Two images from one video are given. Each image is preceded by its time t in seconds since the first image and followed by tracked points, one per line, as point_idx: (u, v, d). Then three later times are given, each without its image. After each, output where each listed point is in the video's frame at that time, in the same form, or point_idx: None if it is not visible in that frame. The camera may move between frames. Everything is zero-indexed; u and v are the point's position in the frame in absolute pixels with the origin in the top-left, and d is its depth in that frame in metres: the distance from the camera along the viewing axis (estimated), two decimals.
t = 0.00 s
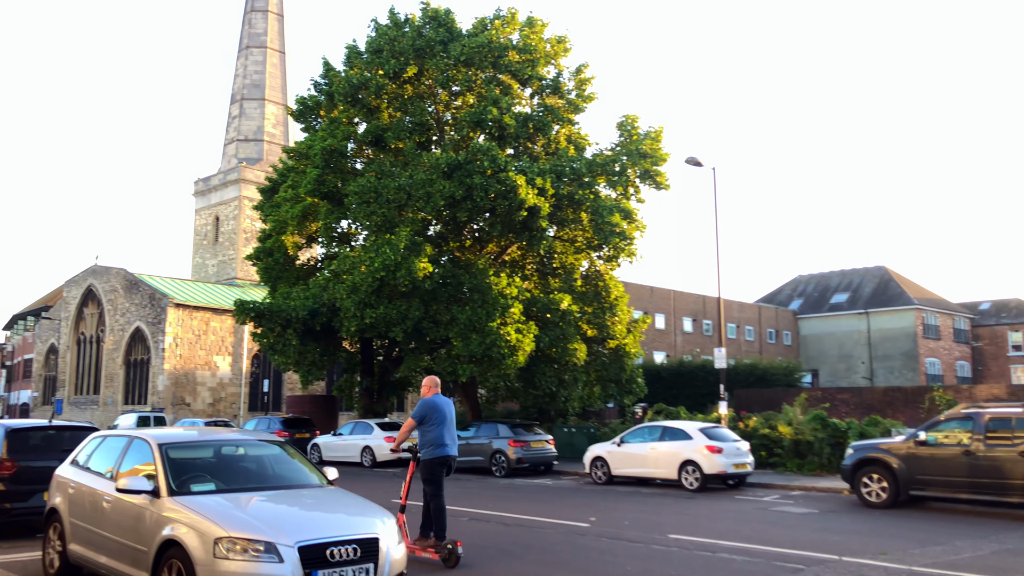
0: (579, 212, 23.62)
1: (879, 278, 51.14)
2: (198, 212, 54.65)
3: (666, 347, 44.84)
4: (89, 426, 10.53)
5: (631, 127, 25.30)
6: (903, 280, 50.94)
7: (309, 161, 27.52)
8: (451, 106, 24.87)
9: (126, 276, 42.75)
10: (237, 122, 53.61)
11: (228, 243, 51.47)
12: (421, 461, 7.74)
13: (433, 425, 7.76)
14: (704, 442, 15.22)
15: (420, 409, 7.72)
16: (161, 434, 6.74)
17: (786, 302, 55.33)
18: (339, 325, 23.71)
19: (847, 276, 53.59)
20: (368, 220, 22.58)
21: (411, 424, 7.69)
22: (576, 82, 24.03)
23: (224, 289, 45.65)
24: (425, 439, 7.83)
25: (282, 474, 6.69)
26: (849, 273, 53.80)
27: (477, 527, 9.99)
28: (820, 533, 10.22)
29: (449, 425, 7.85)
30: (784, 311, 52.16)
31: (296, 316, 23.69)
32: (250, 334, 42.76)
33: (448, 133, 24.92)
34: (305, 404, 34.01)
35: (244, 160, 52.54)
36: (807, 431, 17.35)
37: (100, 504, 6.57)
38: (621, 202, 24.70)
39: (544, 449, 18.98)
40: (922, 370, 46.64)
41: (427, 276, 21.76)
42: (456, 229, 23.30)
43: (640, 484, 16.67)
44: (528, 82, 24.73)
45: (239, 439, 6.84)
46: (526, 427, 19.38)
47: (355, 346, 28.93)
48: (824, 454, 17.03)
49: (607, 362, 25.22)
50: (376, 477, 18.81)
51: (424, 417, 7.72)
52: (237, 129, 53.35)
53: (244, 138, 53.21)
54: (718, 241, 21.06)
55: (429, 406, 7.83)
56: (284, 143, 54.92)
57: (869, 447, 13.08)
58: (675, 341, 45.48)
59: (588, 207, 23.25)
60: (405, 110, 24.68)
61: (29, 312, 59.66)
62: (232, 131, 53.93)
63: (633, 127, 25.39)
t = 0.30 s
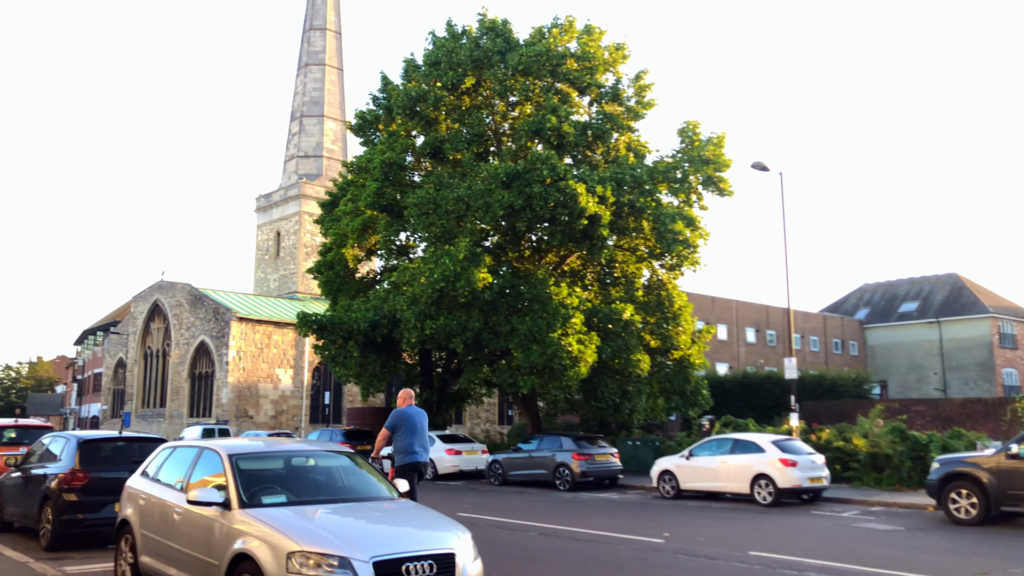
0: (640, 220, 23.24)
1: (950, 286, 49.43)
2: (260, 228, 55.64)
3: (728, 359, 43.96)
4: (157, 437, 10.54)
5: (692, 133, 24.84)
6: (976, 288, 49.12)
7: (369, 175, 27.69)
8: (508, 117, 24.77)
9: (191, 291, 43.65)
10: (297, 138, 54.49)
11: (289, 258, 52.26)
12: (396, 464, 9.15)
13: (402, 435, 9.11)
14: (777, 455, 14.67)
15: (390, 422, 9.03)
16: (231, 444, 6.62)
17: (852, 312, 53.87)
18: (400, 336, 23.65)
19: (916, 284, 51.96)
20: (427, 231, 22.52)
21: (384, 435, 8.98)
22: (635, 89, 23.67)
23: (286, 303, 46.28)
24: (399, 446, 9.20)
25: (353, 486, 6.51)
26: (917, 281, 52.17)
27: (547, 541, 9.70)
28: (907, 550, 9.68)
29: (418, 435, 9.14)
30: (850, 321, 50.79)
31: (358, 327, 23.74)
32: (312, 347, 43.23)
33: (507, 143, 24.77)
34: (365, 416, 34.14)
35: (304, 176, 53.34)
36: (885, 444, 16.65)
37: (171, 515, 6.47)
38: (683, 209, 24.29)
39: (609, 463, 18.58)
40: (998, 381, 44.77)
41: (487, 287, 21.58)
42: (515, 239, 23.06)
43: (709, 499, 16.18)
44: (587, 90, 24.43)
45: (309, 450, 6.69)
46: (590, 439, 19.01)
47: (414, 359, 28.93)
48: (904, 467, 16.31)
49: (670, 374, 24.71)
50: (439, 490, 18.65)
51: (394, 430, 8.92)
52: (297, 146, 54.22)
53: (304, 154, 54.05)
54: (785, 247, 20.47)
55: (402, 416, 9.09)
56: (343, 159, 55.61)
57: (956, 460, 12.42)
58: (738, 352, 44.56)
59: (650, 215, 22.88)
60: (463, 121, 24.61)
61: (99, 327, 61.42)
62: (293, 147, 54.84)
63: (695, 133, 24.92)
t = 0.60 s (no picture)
0: (692, 226, 22.83)
1: (1012, 292, 47.91)
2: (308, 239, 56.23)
3: (780, 367, 43.09)
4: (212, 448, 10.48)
5: (744, 137, 24.40)
6: None
7: (416, 185, 27.69)
8: (555, 124, 24.52)
9: (241, 302, 44.19)
10: (343, 150, 55.02)
11: (336, 268, 52.67)
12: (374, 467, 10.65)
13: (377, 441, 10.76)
14: (842, 466, 14.14)
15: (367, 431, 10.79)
16: (288, 454, 6.47)
17: (908, 319, 52.53)
18: (449, 345, 23.49)
19: (975, 290, 50.47)
20: (475, 239, 22.35)
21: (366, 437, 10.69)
22: (685, 92, 23.27)
23: (334, 313, 46.58)
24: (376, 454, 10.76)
25: (413, 498, 6.30)
26: (977, 286, 50.66)
27: (608, 556, 9.40)
28: (989, 568, 9.16)
29: (401, 439, 10.63)
30: (906, 328, 49.49)
31: (407, 336, 23.66)
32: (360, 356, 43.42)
33: (554, 150, 24.51)
34: (414, 426, 34.10)
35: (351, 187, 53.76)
36: (954, 455, 15.98)
37: (230, 527, 6.33)
38: (736, 214, 23.83)
39: (663, 474, 18.17)
40: None
41: (536, 294, 21.32)
42: (564, 247, 22.76)
43: (770, 511, 15.67)
44: (635, 95, 24.11)
45: (367, 461, 6.50)
46: (643, 449, 18.62)
47: (462, 368, 28.80)
48: (975, 480, 15.63)
49: (724, 383, 24.15)
50: (490, 501, 18.41)
51: (379, 429, 10.48)
52: (344, 157, 54.73)
53: (350, 166, 54.52)
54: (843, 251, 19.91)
55: (382, 423, 10.62)
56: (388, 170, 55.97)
57: None
58: (790, 360, 43.66)
59: (702, 221, 22.47)
60: (510, 128, 24.45)
61: (152, 338, 62.56)
62: (339, 159, 55.38)
63: (747, 137, 24.47)
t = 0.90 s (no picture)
0: (733, 229, 22.41)
1: None
2: (343, 247, 56.42)
3: (821, 373, 42.26)
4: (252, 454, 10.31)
5: (785, 137, 23.92)
6: None
7: (451, 190, 27.51)
8: (591, 127, 24.23)
9: (277, 309, 44.40)
10: (377, 158, 55.18)
11: (370, 275, 52.75)
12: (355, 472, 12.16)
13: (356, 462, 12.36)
14: (897, 474, 13.62)
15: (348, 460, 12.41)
16: (334, 460, 6.24)
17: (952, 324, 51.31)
18: (486, 351, 23.20)
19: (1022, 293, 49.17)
20: (511, 243, 22.07)
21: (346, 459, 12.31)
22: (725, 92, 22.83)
23: (368, 320, 46.59)
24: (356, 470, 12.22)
25: (464, 507, 6.03)
26: None
27: (661, 566, 9.08)
28: None
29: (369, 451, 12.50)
30: (951, 333, 48.31)
31: (443, 342, 23.44)
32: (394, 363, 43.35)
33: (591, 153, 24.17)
34: (449, 433, 33.89)
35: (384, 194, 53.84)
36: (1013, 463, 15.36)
37: (274, 535, 6.11)
38: (778, 216, 23.33)
39: (707, 482, 17.73)
40: None
41: (574, 299, 20.96)
42: (601, 251, 22.36)
43: (820, 521, 15.18)
44: (673, 96, 23.72)
45: (416, 467, 6.24)
46: (686, 456, 18.19)
47: (498, 375, 28.54)
48: None
49: (767, 389, 23.59)
50: (530, 509, 18.09)
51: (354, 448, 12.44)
52: (378, 165, 54.90)
53: (384, 173, 54.64)
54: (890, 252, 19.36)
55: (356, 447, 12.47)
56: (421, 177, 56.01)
57: None
58: (831, 366, 42.81)
59: (743, 223, 22.02)
60: (546, 131, 24.18)
61: (189, 346, 63.13)
62: (373, 167, 55.56)
63: (788, 137, 23.99)
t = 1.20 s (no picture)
0: (770, 231, 21.97)
1: None
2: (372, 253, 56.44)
3: (857, 379, 41.48)
4: (289, 461, 10.08)
5: (822, 138, 23.39)
6: None
7: (481, 194, 27.28)
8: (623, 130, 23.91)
9: (306, 315, 44.46)
10: (405, 164, 55.17)
11: (399, 281, 52.69)
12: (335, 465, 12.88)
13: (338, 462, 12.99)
14: (950, 483, 13.10)
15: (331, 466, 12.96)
16: (378, 469, 5.97)
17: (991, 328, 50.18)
18: (519, 357, 22.88)
19: None
20: (544, 247, 21.75)
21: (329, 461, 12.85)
22: (761, 93, 22.38)
23: (397, 326, 46.49)
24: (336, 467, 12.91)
25: (514, 519, 5.72)
26: None
27: None
28: None
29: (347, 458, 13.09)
30: (990, 337, 47.23)
31: (475, 348, 23.18)
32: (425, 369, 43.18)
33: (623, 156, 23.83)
34: (480, 440, 33.63)
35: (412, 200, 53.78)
36: None
37: (316, 548, 5.85)
38: (817, 218, 22.81)
39: (748, 490, 17.28)
40: None
41: (609, 304, 20.53)
42: (635, 255, 21.96)
43: (868, 532, 14.66)
44: (708, 96, 23.30)
45: (463, 477, 5.94)
46: (726, 464, 17.75)
47: (529, 381, 28.23)
48: None
49: (807, 395, 23.03)
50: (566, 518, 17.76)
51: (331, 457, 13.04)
52: (406, 171, 54.90)
53: (412, 180, 54.60)
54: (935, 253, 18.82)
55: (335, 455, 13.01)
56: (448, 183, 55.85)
57: None
58: (867, 372, 42.00)
59: (781, 225, 21.56)
60: (578, 134, 23.87)
61: (219, 353, 63.49)
62: (401, 173, 55.59)
63: (825, 137, 23.46)
